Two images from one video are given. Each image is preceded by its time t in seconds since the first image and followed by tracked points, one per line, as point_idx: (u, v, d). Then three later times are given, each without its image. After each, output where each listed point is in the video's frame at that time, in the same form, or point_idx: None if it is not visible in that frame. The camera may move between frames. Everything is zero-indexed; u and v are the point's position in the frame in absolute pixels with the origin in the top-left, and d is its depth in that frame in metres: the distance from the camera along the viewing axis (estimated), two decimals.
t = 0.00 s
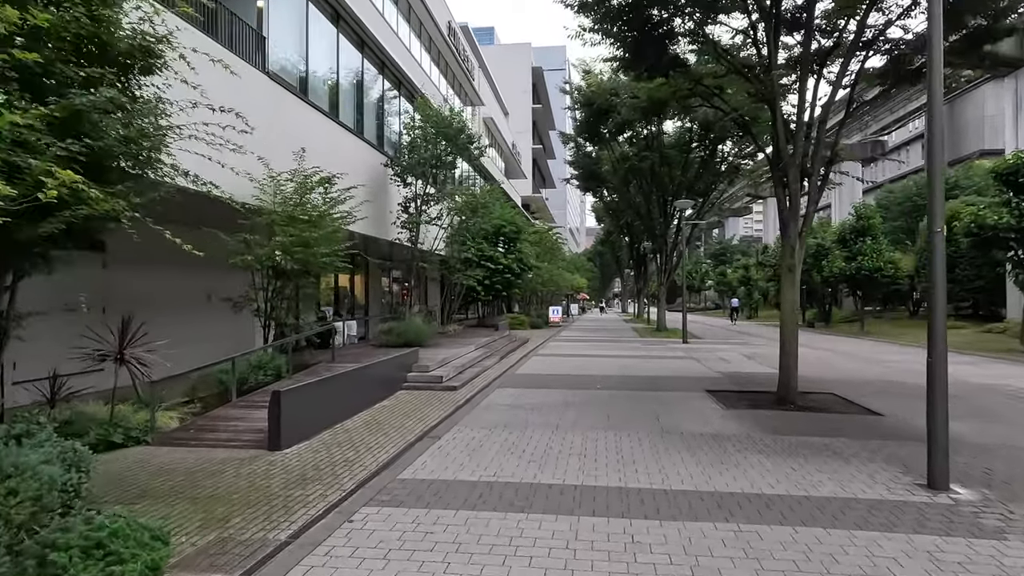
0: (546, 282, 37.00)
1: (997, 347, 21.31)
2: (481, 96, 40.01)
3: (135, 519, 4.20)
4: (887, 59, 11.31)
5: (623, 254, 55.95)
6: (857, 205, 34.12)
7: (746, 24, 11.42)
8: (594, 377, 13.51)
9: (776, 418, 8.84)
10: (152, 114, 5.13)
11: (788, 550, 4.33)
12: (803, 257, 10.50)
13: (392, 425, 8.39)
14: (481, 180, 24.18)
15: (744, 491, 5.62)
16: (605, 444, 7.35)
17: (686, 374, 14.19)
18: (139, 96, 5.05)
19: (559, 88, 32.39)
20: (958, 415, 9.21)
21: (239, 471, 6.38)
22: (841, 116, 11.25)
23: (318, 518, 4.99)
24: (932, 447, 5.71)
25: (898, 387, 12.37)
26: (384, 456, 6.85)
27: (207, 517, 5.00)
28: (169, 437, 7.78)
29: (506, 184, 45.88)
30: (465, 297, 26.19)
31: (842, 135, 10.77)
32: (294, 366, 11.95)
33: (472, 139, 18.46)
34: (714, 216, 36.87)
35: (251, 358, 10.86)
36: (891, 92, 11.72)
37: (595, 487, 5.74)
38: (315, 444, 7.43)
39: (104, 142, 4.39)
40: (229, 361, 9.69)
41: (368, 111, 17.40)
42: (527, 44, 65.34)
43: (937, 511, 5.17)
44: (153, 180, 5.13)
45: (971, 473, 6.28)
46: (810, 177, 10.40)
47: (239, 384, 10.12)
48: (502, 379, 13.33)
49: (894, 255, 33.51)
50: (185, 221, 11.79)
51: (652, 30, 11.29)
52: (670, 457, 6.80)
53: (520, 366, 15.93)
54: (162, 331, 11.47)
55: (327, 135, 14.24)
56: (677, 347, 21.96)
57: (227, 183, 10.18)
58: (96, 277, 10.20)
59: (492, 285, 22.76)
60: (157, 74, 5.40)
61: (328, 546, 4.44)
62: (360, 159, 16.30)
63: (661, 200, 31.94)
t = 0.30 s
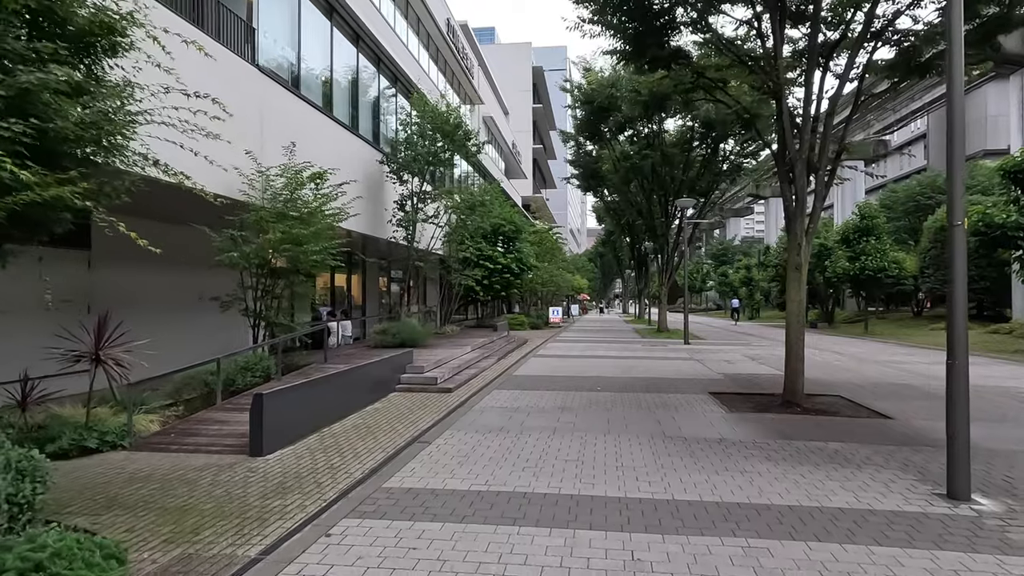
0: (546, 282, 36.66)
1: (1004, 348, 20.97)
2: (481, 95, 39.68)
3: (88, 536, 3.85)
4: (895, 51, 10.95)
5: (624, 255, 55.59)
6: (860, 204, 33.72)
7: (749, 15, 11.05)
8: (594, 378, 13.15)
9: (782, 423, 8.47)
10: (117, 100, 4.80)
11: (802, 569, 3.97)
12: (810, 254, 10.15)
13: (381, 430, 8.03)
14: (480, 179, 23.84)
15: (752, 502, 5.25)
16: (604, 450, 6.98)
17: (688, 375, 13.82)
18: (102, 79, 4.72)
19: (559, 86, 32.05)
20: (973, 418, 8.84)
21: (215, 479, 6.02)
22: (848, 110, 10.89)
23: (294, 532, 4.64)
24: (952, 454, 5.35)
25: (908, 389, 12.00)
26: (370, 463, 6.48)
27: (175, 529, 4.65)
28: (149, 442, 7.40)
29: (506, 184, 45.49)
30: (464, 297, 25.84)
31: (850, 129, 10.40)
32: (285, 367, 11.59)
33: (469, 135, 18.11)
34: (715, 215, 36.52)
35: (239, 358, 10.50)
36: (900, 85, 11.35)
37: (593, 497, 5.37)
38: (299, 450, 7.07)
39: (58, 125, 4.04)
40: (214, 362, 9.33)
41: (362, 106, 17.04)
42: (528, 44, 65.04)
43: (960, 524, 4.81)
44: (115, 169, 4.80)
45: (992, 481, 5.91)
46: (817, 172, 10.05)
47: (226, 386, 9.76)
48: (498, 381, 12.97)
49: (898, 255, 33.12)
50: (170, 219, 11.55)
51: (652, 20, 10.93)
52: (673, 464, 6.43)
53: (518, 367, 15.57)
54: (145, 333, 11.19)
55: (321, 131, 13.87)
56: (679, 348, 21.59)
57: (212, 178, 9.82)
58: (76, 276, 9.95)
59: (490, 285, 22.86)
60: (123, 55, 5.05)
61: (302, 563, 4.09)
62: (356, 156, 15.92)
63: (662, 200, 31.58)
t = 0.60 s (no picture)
0: (545, 282, 36.33)
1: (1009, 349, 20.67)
2: (479, 94, 39.34)
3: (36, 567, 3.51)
4: (903, 45, 10.61)
5: (623, 255, 55.26)
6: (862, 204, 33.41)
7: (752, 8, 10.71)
8: (592, 382, 12.82)
9: (787, 431, 8.14)
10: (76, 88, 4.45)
11: None
12: (815, 254, 9.81)
13: (370, 439, 7.69)
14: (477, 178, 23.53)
15: (760, 520, 4.91)
16: (602, 461, 6.66)
17: (689, 379, 13.49)
18: (57, 66, 4.38)
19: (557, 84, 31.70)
20: (986, 426, 8.50)
21: (189, 493, 5.69)
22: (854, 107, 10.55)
23: (266, 556, 4.30)
24: (971, 468, 5.04)
25: (915, 393, 11.67)
26: (354, 475, 6.14)
27: (140, 552, 4.32)
28: (125, 452, 7.05)
29: (504, 184, 45.11)
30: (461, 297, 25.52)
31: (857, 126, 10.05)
32: (274, 371, 11.25)
33: (465, 133, 17.76)
34: (715, 215, 36.20)
35: (225, 362, 10.15)
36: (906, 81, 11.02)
37: (589, 514, 5.05)
38: (282, 461, 6.74)
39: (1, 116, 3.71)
40: (197, 367, 9.00)
41: (356, 105, 16.70)
42: (526, 43, 64.73)
43: (983, 545, 4.49)
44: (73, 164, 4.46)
45: (1013, 495, 5.58)
46: (823, 170, 9.71)
47: (210, 391, 9.42)
48: (494, 385, 12.64)
49: (900, 255, 32.81)
50: (155, 218, 11.27)
51: (652, 14, 10.58)
52: (674, 476, 6.10)
53: (514, 370, 15.25)
54: (130, 334, 10.96)
55: (313, 129, 13.52)
56: (679, 350, 21.27)
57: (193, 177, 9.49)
58: (57, 278, 9.69)
59: (488, 285, 22.52)
60: (85, 42, 4.73)
61: None
62: (349, 155, 15.57)
63: (662, 199, 31.20)
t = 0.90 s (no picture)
0: (544, 282, 35.98)
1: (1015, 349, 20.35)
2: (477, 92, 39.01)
3: None
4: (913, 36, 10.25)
5: (622, 255, 54.93)
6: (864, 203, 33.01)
7: None
8: (592, 384, 12.47)
9: (796, 435, 7.79)
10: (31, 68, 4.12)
11: None
12: (822, 251, 9.45)
13: (357, 445, 7.32)
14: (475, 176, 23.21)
15: (773, 534, 4.55)
16: (601, 468, 6.30)
17: (691, 380, 13.13)
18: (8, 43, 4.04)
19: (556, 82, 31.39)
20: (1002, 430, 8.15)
21: (162, 504, 5.32)
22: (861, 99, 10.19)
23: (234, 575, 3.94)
24: (999, 477, 4.70)
25: (924, 395, 11.34)
26: (338, 484, 5.78)
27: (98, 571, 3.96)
28: (99, 458, 6.69)
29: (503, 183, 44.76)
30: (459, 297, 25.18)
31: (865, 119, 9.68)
32: (262, 373, 10.89)
33: (462, 129, 17.40)
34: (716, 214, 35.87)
35: (211, 363, 9.79)
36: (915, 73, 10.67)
37: (588, 527, 4.68)
38: (264, 469, 6.38)
39: None
40: (180, 369, 8.65)
41: (350, 100, 16.34)
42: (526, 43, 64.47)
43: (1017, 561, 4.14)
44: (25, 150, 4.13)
45: None
46: (830, 164, 9.37)
47: (195, 394, 9.05)
48: (491, 387, 12.28)
49: (902, 254, 32.51)
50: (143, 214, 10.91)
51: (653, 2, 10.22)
52: (679, 485, 5.74)
53: (512, 371, 14.91)
54: (114, 335, 10.63)
55: (304, 124, 13.17)
56: (680, 350, 20.94)
57: (176, 172, 9.19)
58: (37, 276, 9.31)
59: (485, 285, 22.28)
60: (44, 20, 4.41)
61: None
62: (342, 152, 15.21)
63: (662, 198, 30.84)
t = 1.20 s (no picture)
0: (543, 283, 35.63)
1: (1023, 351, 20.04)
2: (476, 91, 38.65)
3: None
4: (922, 31, 9.92)
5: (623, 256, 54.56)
6: (867, 203, 32.97)
7: None
8: (592, 388, 12.14)
9: (805, 444, 7.47)
10: None
11: None
12: (830, 252, 9.13)
13: (346, 456, 7.01)
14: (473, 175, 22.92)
15: (786, 557, 4.23)
16: (601, 481, 5.98)
17: (693, 384, 12.79)
18: None
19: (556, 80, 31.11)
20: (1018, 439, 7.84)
21: (133, 522, 5.00)
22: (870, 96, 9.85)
23: None
24: None
25: (934, 400, 11.01)
26: (323, 500, 5.46)
27: None
28: (75, 470, 6.36)
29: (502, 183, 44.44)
30: (458, 298, 24.84)
31: (875, 114, 9.35)
32: (253, 377, 10.57)
33: (459, 128, 17.08)
34: (716, 214, 35.57)
35: (198, 368, 9.47)
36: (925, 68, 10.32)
37: (586, 549, 4.37)
38: (247, 483, 6.05)
39: None
40: (163, 374, 8.32)
41: (345, 97, 16.00)
42: (526, 42, 64.19)
43: None
44: None
45: None
46: (838, 162, 9.06)
47: (180, 400, 8.73)
48: (489, 391, 11.97)
49: (906, 254, 32.19)
50: (131, 214, 10.61)
51: None
52: (685, 500, 5.42)
53: (511, 374, 14.60)
54: (101, 340, 10.31)
55: (296, 123, 12.86)
56: (681, 353, 20.63)
57: (162, 171, 8.88)
58: (21, 278, 9.01)
59: (484, 286, 22.48)
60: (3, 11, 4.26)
61: None
62: (336, 151, 14.90)
63: (662, 197, 30.48)
